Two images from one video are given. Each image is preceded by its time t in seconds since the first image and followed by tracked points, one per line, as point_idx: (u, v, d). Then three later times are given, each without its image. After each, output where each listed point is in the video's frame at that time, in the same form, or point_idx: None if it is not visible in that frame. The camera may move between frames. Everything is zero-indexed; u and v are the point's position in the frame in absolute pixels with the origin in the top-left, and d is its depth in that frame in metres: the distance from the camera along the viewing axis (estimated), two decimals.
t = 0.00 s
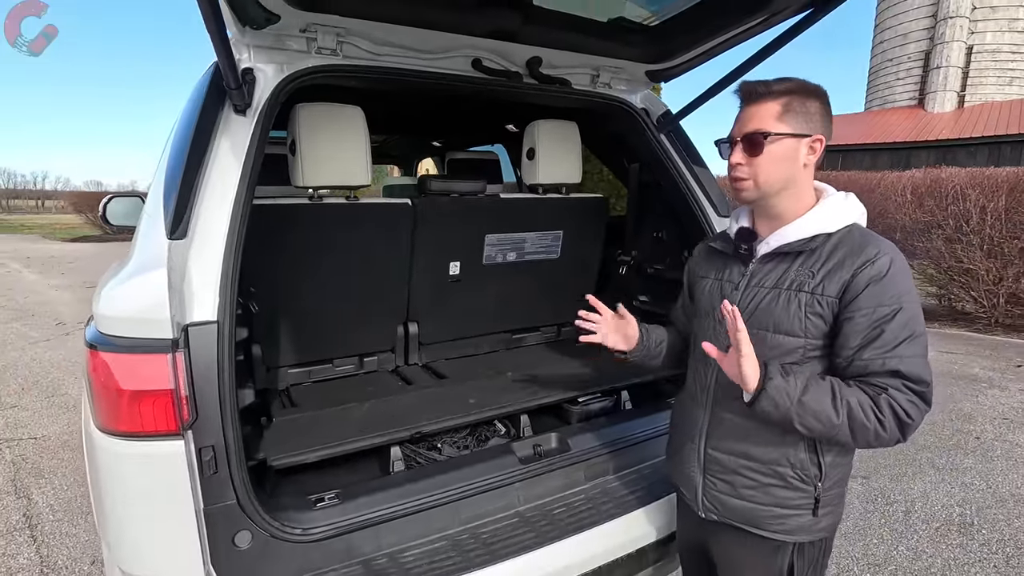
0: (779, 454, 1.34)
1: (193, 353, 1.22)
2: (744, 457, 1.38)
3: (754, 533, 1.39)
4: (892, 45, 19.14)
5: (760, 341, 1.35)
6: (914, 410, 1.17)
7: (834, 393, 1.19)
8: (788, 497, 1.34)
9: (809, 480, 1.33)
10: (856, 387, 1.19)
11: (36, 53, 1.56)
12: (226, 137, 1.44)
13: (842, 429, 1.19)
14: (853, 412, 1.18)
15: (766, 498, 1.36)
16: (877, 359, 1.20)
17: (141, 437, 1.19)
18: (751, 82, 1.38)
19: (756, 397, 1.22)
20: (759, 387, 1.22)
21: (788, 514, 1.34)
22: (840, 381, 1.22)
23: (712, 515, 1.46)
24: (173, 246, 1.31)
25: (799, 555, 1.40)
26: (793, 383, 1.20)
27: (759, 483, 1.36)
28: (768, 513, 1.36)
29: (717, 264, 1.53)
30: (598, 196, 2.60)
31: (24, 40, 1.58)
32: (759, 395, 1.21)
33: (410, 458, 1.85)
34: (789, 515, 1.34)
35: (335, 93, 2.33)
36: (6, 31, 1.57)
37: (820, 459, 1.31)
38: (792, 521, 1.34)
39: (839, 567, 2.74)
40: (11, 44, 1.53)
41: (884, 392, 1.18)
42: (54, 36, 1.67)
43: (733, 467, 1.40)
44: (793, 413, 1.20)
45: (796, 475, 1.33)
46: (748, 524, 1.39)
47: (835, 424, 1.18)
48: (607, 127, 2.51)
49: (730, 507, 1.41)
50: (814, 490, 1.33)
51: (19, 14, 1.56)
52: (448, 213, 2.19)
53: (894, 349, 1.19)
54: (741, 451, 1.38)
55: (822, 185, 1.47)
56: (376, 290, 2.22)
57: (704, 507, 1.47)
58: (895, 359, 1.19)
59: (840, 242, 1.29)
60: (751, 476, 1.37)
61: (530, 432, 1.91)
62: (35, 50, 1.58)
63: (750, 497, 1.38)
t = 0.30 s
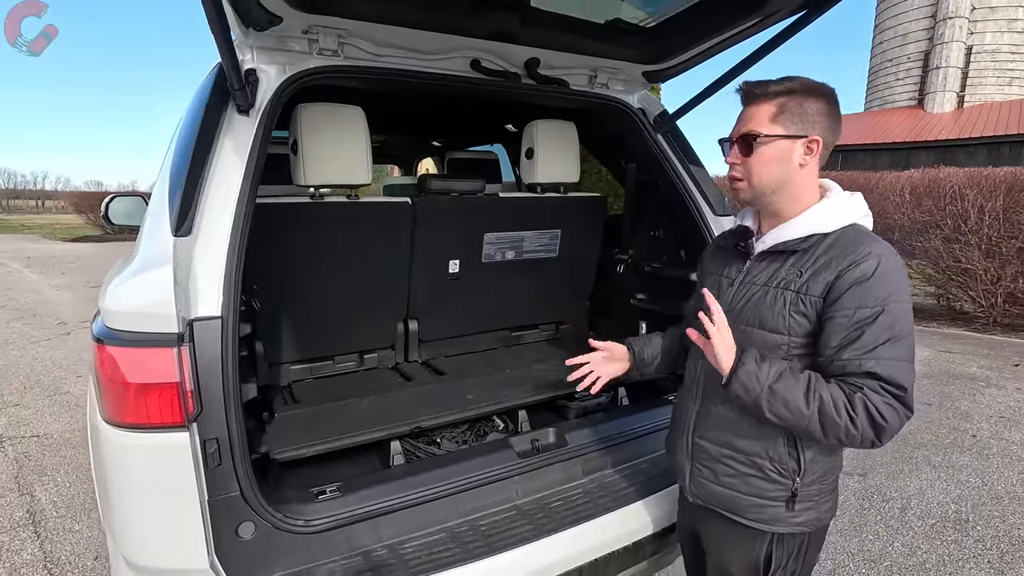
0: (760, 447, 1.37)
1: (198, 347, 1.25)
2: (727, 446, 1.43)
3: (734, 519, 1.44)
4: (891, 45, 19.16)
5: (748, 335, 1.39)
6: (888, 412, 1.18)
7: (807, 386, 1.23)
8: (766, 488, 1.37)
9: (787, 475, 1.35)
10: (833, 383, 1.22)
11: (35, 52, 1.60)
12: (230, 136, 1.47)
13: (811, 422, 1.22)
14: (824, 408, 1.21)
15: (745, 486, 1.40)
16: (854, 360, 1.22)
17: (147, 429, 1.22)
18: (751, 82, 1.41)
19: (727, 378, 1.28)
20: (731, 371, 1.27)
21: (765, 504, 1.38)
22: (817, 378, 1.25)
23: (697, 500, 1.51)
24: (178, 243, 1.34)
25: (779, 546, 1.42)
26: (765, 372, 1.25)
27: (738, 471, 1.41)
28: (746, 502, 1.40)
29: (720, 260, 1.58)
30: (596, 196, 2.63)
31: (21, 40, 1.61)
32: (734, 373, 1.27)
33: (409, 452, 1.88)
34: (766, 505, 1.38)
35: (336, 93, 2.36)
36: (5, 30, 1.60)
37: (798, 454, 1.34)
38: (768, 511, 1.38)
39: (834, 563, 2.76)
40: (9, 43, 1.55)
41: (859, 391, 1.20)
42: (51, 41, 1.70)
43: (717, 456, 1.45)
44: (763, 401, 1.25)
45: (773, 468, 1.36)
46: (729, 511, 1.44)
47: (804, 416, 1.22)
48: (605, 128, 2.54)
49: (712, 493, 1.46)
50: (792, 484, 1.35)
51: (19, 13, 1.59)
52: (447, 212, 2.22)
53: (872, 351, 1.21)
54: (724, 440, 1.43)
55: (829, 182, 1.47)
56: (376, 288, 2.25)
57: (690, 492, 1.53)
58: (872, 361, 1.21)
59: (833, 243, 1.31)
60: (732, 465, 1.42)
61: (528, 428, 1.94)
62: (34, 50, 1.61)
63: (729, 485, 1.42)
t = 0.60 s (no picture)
0: (750, 446, 1.39)
1: (192, 347, 1.27)
2: (718, 445, 1.45)
3: (726, 517, 1.46)
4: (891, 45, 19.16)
5: (735, 335, 1.42)
6: (871, 405, 1.20)
7: (791, 384, 1.24)
8: (757, 487, 1.39)
9: (776, 473, 1.37)
10: (816, 379, 1.24)
11: (37, 53, 1.56)
12: (225, 140, 1.49)
13: (796, 420, 1.24)
14: (806, 405, 1.22)
15: (737, 485, 1.42)
16: (836, 354, 1.23)
17: (142, 427, 1.24)
18: (734, 85, 1.44)
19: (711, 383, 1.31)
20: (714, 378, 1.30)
21: (756, 502, 1.40)
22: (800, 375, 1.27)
23: (690, 498, 1.54)
24: (172, 245, 1.36)
25: (770, 545, 1.43)
26: (747, 373, 1.27)
27: (730, 470, 1.43)
28: (738, 500, 1.42)
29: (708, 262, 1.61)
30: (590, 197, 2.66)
31: (24, 42, 1.57)
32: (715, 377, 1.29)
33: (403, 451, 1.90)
34: (758, 504, 1.40)
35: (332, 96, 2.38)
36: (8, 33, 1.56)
37: (788, 454, 1.35)
38: (760, 510, 1.40)
39: (827, 561, 2.78)
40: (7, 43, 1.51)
41: (843, 386, 1.22)
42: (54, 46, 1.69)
43: (709, 455, 1.47)
44: (747, 401, 1.27)
45: (763, 467, 1.38)
46: (721, 510, 1.46)
47: (789, 414, 1.23)
48: (598, 129, 2.56)
49: (704, 491, 1.49)
50: (782, 483, 1.37)
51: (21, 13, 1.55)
52: (441, 212, 2.24)
53: (854, 346, 1.22)
54: (714, 439, 1.46)
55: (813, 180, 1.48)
56: (371, 289, 2.27)
57: (683, 490, 1.55)
58: (854, 354, 1.22)
59: (813, 241, 1.32)
60: (723, 464, 1.44)
61: (521, 427, 1.96)
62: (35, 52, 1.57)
63: (721, 484, 1.44)
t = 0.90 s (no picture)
0: (745, 443, 1.40)
1: (182, 344, 1.28)
2: (714, 443, 1.46)
3: (722, 515, 1.46)
4: (891, 45, 19.15)
5: (726, 332, 1.42)
6: (845, 397, 1.21)
7: (760, 380, 1.29)
8: (753, 483, 1.40)
9: (772, 469, 1.38)
10: (789, 374, 1.26)
11: (38, 53, 1.50)
12: (217, 139, 1.51)
13: (768, 415, 1.27)
14: (777, 400, 1.26)
15: (732, 482, 1.42)
16: (816, 344, 1.24)
17: (132, 423, 1.25)
18: (733, 82, 1.45)
19: (687, 383, 1.37)
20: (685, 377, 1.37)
21: (751, 498, 1.40)
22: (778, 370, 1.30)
23: (686, 498, 1.54)
24: (163, 244, 1.38)
25: (765, 540, 1.44)
26: (716, 372, 1.33)
27: (726, 468, 1.43)
28: (735, 498, 1.42)
29: (699, 262, 1.61)
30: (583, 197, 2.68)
31: (23, 40, 1.50)
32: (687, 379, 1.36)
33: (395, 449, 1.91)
34: (753, 500, 1.40)
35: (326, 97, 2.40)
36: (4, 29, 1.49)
37: (783, 448, 1.36)
38: (756, 506, 1.40)
39: (820, 559, 2.78)
40: (9, 45, 1.45)
41: (814, 377, 1.23)
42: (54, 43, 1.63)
43: (704, 453, 1.48)
44: (717, 398, 1.32)
45: (759, 463, 1.39)
46: (717, 508, 1.46)
47: (758, 410, 1.28)
48: (591, 130, 2.57)
49: (700, 490, 1.49)
50: (777, 478, 1.38)
51: (19, 14, 1.45)
52: (434, 212, 2.26)
53: (835, 335, 1.23)
54: (710, 437, 1.46)
55: (797, 181, 1.51)
56: (364, 288, 2.28)
57: (679, 490, 1.55)
58: (832, 343, 1.22)
59: (802, 237, 1.34)
60: (719, 462, 1.44)
61: (512, 425, 1.97)
62: (36, 51, 1.51)
63: (718, 482, 1.45)
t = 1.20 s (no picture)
0: (760, 444, 1.41)
1: (177, 342, 1.31)
2: (726, 447, 1.44)
3: (737, 519, 1.45)
4: (891, 45, 19.15)
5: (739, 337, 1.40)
6: (870, 397, 1.26)
7: (787, 393, 1.29)
8: (769, 483, 1.41)
9: (787, 466, 1.40)
10: (814, 382, 1.28)
11: (38, 53, 1.49)
12: (212, 140, 1.53)
13: (798, 424, 1.29)
14: (806, 411, 1.27)
15: (748, 484, 1.42)
16: (838, 347, 1.27)
17: (127, 419, 1.27)
18: (728, 78, 1.46)
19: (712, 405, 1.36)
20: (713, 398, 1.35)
21: (768, 498, 1.42)
22: (800, 377, 1.31)
23: (696, 505, 1.51)
24: (158, 243, 1.40)
25: (776, 535, 1.47)
26: (742, 391, 1.32)
27: (740, 471, 1.43)
28: (752, 500, 1.42)
29: (690, 262, 1.56)
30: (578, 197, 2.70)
31: (23, 40, 1.50)
32: (713, 403, 1.35)
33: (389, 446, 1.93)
34: (769, 498, 1.42)
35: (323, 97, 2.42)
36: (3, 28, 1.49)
37: (797, 445, 1.39)
38: (772, 504, 1.42)
39: (814, 557, 2.79)
40: (9, 45, 1.44)
41: (842, 382, 1.26)
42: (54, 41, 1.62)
43: (718, 459, 1.45)
44: (746, 417, 1.32)
45: (776, 462, 1.40)
46: (731, 512, 1.45)
47: (789, 422, 1.29)
48: (586, 130, 2.59)
49: (712, 496, 1.47)
50: (791, 474, 1.41)
51: (19, 13, 1.45)
52: (430, 212, 2.28)
53: (855, 337, 1.27)
54: (723, 442, 1.45)
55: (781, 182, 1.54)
56: (360, 288, 2.30)
57: (688, 497, 1.52)
58: (855, 345, 1.26)
59: (808, 239, 1.36)
60: (734, 465, 1.43)
61: (506, 422, 1.99)
62: (36, 50, 1.51)
63: (733, 486, 1.44)
